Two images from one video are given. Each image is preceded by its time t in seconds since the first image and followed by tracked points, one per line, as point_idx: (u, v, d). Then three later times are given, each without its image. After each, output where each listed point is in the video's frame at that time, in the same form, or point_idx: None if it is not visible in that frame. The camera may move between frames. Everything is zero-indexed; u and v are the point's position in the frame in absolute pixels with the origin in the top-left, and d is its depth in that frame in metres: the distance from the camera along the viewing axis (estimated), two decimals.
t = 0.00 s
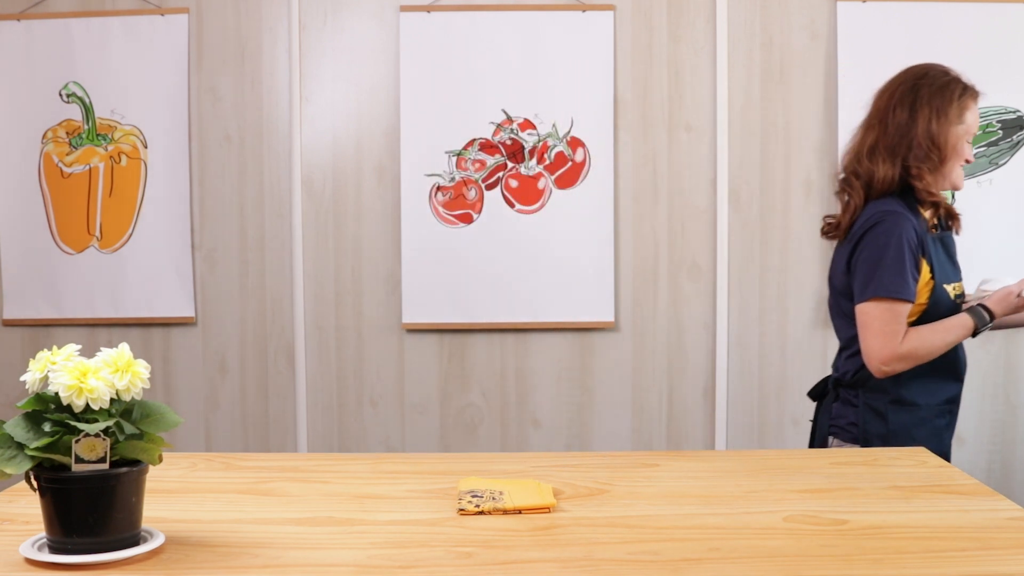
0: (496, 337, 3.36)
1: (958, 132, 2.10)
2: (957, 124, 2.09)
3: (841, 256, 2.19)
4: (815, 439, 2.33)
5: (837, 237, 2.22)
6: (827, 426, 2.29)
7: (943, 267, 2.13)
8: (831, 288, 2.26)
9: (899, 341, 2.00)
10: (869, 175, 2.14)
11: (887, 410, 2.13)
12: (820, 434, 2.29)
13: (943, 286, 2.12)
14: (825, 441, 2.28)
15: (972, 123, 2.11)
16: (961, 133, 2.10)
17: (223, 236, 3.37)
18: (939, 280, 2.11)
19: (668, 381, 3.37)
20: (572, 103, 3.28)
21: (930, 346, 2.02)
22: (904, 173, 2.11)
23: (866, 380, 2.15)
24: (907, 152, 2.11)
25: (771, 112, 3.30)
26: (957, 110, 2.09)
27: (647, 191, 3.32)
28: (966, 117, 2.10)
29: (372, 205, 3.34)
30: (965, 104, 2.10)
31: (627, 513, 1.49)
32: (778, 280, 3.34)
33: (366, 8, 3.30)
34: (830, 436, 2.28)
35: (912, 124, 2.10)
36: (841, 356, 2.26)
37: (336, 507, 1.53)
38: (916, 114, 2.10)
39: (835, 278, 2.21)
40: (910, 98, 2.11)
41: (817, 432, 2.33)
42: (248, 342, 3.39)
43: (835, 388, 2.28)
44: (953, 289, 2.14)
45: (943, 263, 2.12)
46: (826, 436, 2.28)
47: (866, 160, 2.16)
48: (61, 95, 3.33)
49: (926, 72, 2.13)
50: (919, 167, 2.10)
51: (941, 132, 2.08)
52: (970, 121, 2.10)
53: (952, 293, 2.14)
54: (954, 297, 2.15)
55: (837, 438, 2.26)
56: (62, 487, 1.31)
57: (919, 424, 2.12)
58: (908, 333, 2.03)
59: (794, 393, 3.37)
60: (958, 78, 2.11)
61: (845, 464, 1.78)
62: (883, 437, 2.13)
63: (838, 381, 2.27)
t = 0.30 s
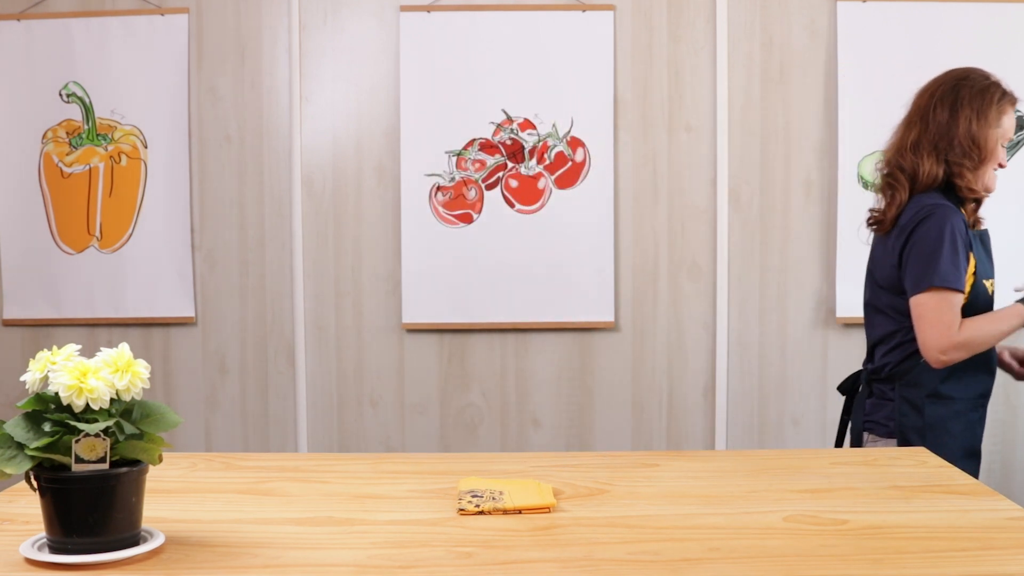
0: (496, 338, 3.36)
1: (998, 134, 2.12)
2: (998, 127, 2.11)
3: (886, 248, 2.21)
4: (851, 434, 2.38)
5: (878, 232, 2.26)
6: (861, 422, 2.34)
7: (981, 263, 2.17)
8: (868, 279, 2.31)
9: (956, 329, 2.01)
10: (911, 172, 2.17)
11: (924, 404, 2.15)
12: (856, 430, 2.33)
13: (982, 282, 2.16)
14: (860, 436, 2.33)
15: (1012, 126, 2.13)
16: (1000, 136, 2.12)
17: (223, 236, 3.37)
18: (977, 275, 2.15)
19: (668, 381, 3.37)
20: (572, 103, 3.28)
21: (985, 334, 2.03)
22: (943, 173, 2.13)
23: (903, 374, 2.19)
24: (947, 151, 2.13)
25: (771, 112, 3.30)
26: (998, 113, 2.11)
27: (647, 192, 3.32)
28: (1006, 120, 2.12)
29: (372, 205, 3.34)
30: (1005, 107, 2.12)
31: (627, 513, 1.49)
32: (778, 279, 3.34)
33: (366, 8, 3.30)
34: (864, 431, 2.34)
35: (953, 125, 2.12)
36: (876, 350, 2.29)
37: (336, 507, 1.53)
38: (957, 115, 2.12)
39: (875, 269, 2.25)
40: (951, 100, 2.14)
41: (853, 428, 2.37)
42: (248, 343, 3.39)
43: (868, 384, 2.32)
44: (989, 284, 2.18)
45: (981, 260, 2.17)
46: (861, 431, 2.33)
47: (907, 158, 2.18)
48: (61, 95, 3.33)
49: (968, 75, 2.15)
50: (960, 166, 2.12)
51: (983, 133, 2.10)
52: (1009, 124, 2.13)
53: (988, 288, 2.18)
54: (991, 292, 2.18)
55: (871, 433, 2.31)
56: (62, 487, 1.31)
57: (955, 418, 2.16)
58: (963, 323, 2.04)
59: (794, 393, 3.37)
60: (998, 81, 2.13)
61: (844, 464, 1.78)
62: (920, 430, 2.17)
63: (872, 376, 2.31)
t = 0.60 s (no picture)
0: (496, 337, 3.36)
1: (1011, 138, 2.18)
2: (1010, 131, 2.16)
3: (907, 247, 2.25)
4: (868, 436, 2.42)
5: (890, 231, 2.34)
6: (877, 423, 2.38)
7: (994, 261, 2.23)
8: (879, 280, 2.40)
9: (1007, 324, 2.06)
10: (927, 172, 2.22)
11: (941, 402, 2.20)
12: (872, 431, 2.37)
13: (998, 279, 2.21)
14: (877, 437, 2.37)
15: None
16: (1013, 140, 2.18)
17: (223, 235, 3.37)
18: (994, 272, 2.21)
19: (668, 381, 3.37)
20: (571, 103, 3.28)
21: None
22: (957, 172, 2.19)
23: (919, 373, 2.24)
24: (960, 152, 2.19)
25: (771, 112, 3.29)
26: (1011, 118, 2.17)
27: (647, 192, 3.32)
28: (1019, 125, 2.17)
29: (373, 205, 3.34)
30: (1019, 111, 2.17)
31: (627, 513, 1.49)
32: (778, 279, 3.34)
33: (367, 7, 3.30)
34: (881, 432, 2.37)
35: (966, 127, 2.18)
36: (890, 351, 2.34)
37: (337, 507, 1.53)
38: (970, 118, 2.18)
39: (884, 267, 2.34)
40: (964, 104, 2.19)
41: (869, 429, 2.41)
42: (248, 343, 3.39)
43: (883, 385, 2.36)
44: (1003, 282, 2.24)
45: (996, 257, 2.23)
46: (877, 432, 2.37)
47: (920, 157, 2.24)
48: (61, 95, 3.33)
49: (983, 79, 2.20)
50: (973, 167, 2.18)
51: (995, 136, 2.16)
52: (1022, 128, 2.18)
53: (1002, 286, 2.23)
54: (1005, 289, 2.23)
55: (888, 434, 2.35)
56: (62, 487, 1.31)
57: (970, 416, 2.20)
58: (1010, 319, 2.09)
59: (794, 392, 3.37)
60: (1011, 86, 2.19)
61: (844, 464, 1.78)
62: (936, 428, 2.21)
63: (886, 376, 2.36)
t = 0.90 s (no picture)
0: (496, 337, 3.36)
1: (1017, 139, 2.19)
2: (1017, 133, 2.18)
3: (922, 246, 2.23)
4: (873, 434, 2.41)
5: (898, 231, 2.33)
6: (884, 422, 2.36)
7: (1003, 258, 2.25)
8: (885, 280, 2.39)
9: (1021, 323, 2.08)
10: (937, 172, 2.22)
11: (952, 401, 2.21)
12: (879, 431, 2.36)
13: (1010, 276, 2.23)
14: (884, 436, 2.35)
15: None
16: (1019, 141, 2.19)
17: (223, 235, 3.36)
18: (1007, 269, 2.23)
19: (668, 381, 3.37)
20: (572, 103, 3.28)
21: None
22: (967, 172, 2.20)
23: (929, 370, 2.24)
24: (969, 153, 2.20)
25: (771, 111, 3.29)
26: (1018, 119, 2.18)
27: (647, 192, 3.32)
28: None
29: (372, 205, 3.34)
30: None
31: (627, 513, 1.49)
32: (778, 279, 3.34)
33: (367, 7, 3.30)
34: (887, 431, 2.36)
35: (974, 128, 2.19)
36: (898, 350, 2.34)
37: (337, 507, 1.53)
38: (978, 119, 2.19)
39: (894, 266, 2.32)
40: (972, 105, 2.21)
41: (875, 428, 2.40)
42: (248, 343, 3.38)
43: (890, 384, 2.35)
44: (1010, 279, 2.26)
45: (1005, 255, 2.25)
46: (884, 432, 2.36)
47: (927, 157, 2.25)
48: (61, 94, 3.33)
49: (990, 81, 2.23)
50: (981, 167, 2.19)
51: (1002, 137, 2.17)
52: None
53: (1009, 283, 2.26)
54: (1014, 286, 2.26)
55: (895, 433, 2.34)
56: (62, 487, 1.31)
57: (979, 415, 2.21)
58: None
59: (795, 392, 3.37)
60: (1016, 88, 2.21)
61: (844, 464, 1.77)
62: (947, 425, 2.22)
63: (894, 375, 2.35)
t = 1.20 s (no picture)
0: (496, 337, 3.36)
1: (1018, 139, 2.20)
2: (1018, 133, 2.19)
3: (926, 246, 2.23)
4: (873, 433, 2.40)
5: (900, 232, 2.33)
6: (885, 421, 2.35)
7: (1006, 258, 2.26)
8: (886, 280, 2.38)
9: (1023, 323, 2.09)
10: (939, 173, 2.22)
11: (954, 400, 2.21)
12: (880, 430, 2.35)
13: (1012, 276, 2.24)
14: (885, 436, 2.35)
15: None
16: (1020, 142, 2.20)
17: (223, 235, 3.37)
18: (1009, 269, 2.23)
19: (668, 381, 3.37)
20: (572, 103, 3.28)
21: None
22: (970, 173, 2.20)
23: (930, 370, 2.24)
24: (970, 154, 2.20)
25: (771, 112, 3.29)
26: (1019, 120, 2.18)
27: (646, 192, 3.32)
28: None
29: (372, 205, 3.34)
30: None
31: (627, 513, 1.49)
32: (778, 279, 3.34)
33: (367, 7, 3.30)
34: (887, 431, 2.36)
35: (975, 129, 2.19)
36: (899, 350, 2.33)
37: (337, 507, 1.53)
38: (979, 120, 2.19)
39: (896, 266, 2.32)
40: (973, 107, 2.21)
41: (875, 427, 2.39)
42: (248, 343, 3.38)
43: (890, 383, 2.34)
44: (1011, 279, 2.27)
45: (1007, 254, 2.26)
46: (884, 431, 2.35)
47: (928, 158, 2.24)
48: (61, 94, 3.33)
49: (990, 82, 2.23)
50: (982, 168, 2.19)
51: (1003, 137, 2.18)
52: None
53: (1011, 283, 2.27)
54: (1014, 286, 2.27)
55: (896, 433, 2.34)
56: (62, 487, 1.31)
57: (980, 414, 2.21)
58: None
59: (795, 392, 3.37)
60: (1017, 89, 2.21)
61: (844, 464, 1.77)
62: (948, 425, 2.22)
63: (894, 375, 2.34)
